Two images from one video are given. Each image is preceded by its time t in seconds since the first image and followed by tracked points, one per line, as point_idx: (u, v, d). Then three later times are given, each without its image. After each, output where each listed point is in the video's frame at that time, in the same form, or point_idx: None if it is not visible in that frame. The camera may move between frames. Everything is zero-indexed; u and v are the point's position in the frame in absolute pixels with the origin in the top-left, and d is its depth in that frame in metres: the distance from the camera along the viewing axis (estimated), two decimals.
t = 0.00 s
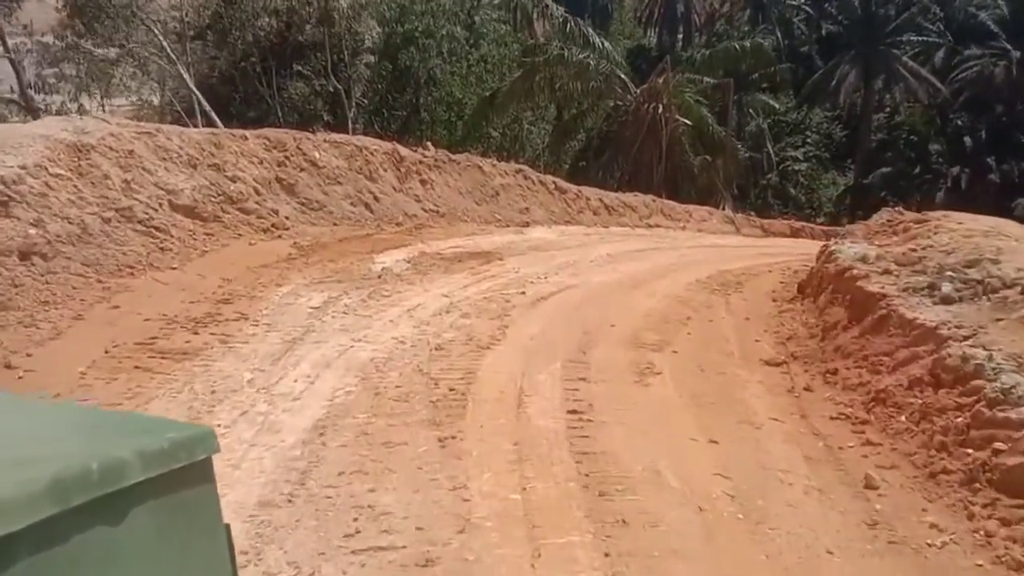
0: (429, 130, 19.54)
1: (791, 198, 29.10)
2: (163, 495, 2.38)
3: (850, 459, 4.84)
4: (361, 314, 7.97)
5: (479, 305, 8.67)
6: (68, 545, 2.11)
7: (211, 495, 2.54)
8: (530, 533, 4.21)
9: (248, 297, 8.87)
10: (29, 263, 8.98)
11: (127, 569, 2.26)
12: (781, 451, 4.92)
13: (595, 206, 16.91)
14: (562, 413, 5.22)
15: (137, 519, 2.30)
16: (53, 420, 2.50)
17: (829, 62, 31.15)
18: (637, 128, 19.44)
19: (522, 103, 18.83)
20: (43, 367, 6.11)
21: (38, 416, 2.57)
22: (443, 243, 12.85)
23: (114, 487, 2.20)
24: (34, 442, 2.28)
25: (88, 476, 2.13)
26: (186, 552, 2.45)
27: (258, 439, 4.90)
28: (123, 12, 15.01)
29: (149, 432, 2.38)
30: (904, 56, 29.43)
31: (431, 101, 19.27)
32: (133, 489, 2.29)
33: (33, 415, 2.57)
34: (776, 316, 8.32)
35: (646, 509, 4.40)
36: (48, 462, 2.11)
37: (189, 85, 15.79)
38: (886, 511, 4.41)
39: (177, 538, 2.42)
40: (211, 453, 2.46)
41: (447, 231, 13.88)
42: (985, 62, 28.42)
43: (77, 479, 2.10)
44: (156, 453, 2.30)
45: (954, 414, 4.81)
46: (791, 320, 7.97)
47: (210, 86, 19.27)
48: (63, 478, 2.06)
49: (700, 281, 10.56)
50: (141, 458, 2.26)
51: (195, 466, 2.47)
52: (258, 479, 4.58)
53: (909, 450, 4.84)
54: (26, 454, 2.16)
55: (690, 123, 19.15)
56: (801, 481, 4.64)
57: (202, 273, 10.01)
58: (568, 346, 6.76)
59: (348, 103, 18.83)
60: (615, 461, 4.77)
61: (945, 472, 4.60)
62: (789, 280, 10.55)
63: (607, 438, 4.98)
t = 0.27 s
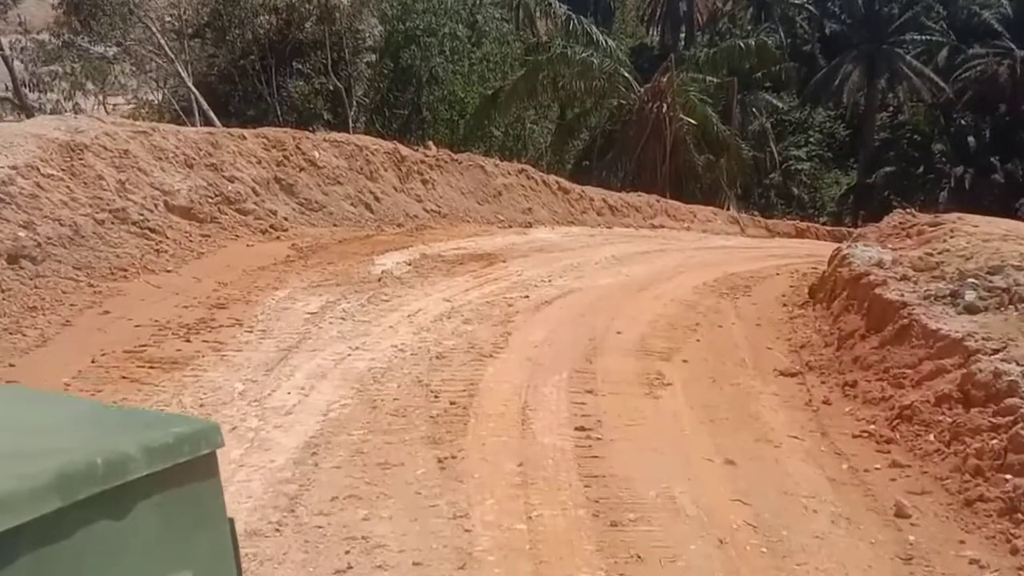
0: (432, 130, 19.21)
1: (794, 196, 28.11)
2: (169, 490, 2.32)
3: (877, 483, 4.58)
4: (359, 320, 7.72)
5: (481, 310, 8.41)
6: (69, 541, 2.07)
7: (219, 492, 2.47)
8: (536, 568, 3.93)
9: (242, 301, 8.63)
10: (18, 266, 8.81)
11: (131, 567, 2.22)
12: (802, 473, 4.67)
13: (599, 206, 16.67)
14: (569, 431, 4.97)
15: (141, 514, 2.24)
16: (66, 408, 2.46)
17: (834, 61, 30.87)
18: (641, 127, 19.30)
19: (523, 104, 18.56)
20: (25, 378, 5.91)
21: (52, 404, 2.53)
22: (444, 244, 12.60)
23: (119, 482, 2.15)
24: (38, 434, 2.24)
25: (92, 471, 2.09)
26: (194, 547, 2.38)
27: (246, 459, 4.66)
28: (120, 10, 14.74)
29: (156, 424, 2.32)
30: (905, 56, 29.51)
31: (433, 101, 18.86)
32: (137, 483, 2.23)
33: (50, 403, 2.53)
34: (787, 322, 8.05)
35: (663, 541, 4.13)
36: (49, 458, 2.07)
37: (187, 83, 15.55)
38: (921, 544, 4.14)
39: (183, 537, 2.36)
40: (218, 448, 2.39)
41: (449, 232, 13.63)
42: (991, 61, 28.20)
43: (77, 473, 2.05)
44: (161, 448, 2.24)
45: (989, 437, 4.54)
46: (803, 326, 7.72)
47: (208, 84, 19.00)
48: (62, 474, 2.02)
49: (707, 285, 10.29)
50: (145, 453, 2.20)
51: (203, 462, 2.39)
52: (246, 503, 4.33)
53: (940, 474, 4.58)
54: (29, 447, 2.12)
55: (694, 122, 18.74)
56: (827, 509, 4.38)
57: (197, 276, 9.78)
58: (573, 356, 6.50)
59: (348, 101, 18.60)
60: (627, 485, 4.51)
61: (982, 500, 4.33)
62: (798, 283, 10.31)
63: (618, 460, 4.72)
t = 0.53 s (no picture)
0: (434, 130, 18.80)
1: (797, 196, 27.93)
2: (172, 491, 2.33)
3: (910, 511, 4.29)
4: (358, 327, 7.46)
5: (484, 316, 8.16)
6: (73, 541, 2.08)
7: (222, 493, 2.48)
8: None
9: (237, 306, 8.38)
10: (6, 269, 8.71)
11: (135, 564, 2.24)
12: (828, 500, 4.39)
13: (603, 207, 16.41)
14: (579, 452, 4.70)
15: (144, 515, 2.26)
16: (73, 406, 2.48)
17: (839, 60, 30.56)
18: (644, 128, 18.95)
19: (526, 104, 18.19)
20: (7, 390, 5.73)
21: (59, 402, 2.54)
22: (446, 246, 12.32)
23: (125, 482, 2.16)
24: (43, 433, 2.25)
25: (98, 472, 2.09)
26: (196, 547, 2.39)
27: (235, 482, 4.39)
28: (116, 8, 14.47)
29: (161, 425, 2.34)
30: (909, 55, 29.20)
31: (435, 99, 18.47)
32: (141, 484, 2.24)
33: (56, 401, 2.54)
34: (801, 329, 7.77)
35: None
36: (54, 459, 2.07)
37: (184, 81, 15.27)
38: None
39: (186, 537, 2.37)
40: (222, 449, 2.40)
41: (451, 233, 13.35)
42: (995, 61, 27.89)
43: (82, 475, 2.05)
44: (165, 448, 2.25)
45: None
46: (818, 333, 7.45)
47: (207, 82, 18.76)
48: (68, 475, 2.03)
49: (717, 288, 10.02)
50: (150, 454, 2.21)
51: (207, 462, 2.41)
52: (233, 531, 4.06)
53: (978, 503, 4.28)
54: (35, 447, 2.14)
55: (699, 121, 18.37)
56: (858, 539, 4.09)
57: (192, 279, 9.54)
58: (580, 366, 6.24)
59: (348, 98, 18.47)
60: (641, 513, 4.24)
61: None
62: (810, 287, 10.03)
63: (631, 485, 4.46)
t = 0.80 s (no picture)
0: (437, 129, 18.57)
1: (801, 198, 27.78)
2: (171, 484, 2.39)
3: (941, 540, 4.05)
4: (357, 333, 7.23)
5: (486, 322, 7.92)
6: (78, 532, 2.13)
7: (217, 486, 2.56)
8: None
9: (234, 311, 8.16)
10: None
11: (136, 557, 2.28)
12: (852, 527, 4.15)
13: (607, 208, 16.18)
14: (586, 473, 4.49)
15: (146, 507, 2.32)
16: (67, 404, 2.52)
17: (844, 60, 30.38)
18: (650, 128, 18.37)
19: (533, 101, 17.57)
20: None
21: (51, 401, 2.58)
22: (448, 248, 12.08)
23: (127, 475, 2.21)
24: (44, 429, 2.30)
25: (102, 464, 2.14)
26: (193, 537, 2.46)
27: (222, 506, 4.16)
28: (113, 6, 14.22)
29: (159, 420, 2.41)
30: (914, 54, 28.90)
31: (438, 99, 18.29)
32: (143, 476, 2.30)
33: (49, 400, 2.59)
34: (814, 335, 7.53)
35: None
36: (60, 451, 2.12)
37: (182, 79, 15.04)
38: None
39: (184, 528, 2.44)
40: (220, 443, 2.48)
41: (454, 235, 13.10)
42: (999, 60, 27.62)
43: (88, 467, 2.10)
44: (166, 441, 2.32)
45: None
46: (833, 341, 7.21)
47: (208, 82, 18.51)
48: (75, 466, 2.07)
49: (724, 292, 9.77)
50: (151, 447, 2.28)
51: (203, 456, 2.49)
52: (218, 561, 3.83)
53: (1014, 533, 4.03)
54: (39, 441, 2.18)
55: (705, 121, 17.94)
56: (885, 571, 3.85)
57: (188, 283, 9.33)
58: (587, 376, 6.00)
59: (350, 99, 18.17)
60: (654, 541, 4.01)
61: None
62: (821, 291, 9.79)
63: (642, 510, 4.23)
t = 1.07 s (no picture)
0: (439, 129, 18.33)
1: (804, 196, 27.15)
2: (178, 487, 2.13)
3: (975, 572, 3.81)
4: (355, 341, 6.98)
5: (489, 329, 7.68)
6: (78, 539, 1.89)
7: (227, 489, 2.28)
8: None
9: (229, 317, 7.93)
10: None
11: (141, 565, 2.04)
12: (879, 557, 3.92)
13: (612, 209, 15.88)
14: (595, 498, 4.26)
15: (149, 513, 2.06)
16: (65, 404, 2.28)
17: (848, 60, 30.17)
18: (655, 127, 17.98)
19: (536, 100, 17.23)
20: None
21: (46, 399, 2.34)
22: (450, 251, 11.84)
23: (131, 478, 1.97)
24: (40, 428, 2.05)
25: (103, 467, 1.90)
26: (202, 547, 2.20)
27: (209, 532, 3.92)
28: (109, 6, 13.98)
29: (165, 420, 2.15)
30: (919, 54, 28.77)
31: (440, 98, 18.04)
32: (147, 480, 2.05)
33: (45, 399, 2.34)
34: (827, 343, 7.29)
35: None
36: (56, 453, 1.88)
37: (179, 78, 14.83)
38: None
39: (191, 535, 2.18)
40: (229, 446, 2.21)
41: (456, 237, 12.85)
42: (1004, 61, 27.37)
43: (88, 469, 1.86)
44: (172, 444, 2.06)
45: None
46: (849, 350, 6.96)
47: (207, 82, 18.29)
48: (74, 470, 1.84)
49: (734, 297, 9.50)
50: (156, 451, 2.03)
51: (211, 461, 2.21)
52: None
53: None
54: (33, 442, 1.94)
55: (711, 122, 17.27)
56: None
57: (183, 287, 9.10)
58: (594, 388, 5.76)
59: (351, 99, 17.92)
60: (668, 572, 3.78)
61: None
62: (831, 296, 9.54)
63: (656, 540, 4.00)
